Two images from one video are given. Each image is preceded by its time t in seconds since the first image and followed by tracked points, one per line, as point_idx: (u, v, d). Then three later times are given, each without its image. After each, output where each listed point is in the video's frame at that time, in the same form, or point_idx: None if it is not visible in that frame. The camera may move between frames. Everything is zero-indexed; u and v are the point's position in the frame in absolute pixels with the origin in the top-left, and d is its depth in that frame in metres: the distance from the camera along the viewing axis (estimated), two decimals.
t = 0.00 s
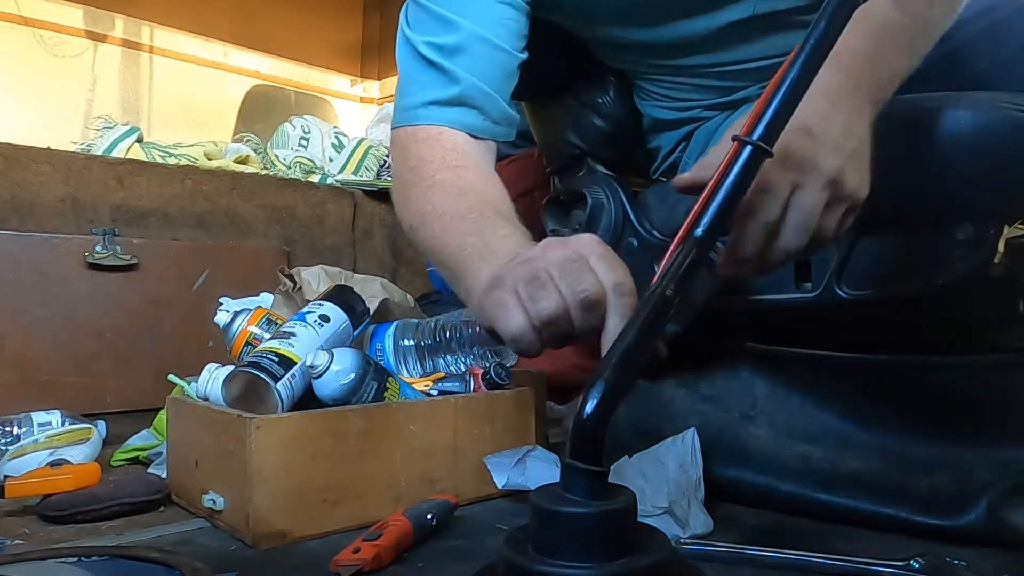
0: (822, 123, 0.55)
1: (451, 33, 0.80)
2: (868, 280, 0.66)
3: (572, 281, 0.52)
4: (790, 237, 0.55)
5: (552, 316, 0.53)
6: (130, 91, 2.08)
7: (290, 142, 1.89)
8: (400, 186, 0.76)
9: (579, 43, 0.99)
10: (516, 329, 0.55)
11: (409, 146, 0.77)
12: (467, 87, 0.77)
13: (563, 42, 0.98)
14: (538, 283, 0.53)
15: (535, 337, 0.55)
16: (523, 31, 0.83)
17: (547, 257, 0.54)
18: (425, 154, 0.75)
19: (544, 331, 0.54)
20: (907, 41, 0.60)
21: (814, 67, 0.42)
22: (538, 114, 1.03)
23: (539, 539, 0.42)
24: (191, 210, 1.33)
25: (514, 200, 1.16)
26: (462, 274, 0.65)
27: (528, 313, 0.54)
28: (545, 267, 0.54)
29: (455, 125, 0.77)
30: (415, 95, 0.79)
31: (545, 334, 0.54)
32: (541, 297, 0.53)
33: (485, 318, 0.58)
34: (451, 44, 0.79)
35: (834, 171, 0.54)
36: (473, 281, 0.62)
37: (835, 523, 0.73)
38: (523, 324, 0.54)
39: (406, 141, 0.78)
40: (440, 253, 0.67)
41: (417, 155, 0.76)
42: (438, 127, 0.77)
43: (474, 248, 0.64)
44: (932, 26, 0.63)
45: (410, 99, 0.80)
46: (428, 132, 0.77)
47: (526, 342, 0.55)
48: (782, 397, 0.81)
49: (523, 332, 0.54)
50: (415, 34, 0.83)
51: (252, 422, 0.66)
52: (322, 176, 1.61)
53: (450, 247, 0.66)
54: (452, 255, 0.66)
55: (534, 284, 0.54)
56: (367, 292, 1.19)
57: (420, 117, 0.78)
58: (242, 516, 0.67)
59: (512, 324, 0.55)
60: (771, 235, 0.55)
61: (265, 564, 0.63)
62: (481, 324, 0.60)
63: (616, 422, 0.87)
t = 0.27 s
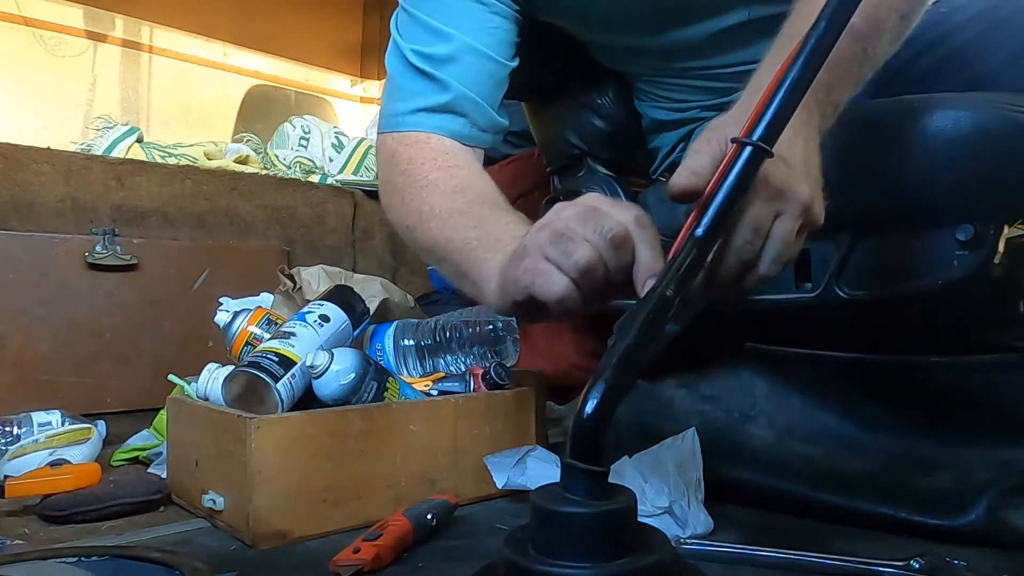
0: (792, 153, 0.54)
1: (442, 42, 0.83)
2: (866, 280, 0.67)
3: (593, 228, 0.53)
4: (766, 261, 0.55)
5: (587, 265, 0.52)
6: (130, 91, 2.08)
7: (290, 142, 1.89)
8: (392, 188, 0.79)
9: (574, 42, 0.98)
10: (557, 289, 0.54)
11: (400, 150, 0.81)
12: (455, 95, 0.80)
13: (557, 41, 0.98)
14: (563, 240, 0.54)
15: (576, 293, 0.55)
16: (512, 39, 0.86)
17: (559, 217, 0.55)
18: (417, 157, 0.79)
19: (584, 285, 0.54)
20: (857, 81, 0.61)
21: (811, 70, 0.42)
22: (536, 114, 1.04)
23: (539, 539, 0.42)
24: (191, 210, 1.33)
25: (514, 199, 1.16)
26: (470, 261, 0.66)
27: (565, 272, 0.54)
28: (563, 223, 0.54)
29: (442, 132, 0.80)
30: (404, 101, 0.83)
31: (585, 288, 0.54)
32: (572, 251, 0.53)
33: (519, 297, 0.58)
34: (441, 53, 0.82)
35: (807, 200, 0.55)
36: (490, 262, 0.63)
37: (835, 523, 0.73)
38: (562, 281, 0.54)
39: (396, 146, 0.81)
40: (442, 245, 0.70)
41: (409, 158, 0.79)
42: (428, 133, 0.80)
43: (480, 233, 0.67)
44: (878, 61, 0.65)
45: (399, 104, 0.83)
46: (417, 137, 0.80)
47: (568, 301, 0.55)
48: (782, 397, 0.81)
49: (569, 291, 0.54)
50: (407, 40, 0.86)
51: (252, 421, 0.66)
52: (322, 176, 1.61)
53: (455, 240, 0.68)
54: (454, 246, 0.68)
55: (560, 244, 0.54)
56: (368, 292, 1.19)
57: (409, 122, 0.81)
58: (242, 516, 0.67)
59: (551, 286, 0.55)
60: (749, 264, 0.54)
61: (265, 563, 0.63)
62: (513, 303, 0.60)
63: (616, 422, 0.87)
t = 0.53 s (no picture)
0: (785, 167, 0.54)
1: (447, 52, 0.84)
2: (866, 280, 0.67)
3: (607, 212, 0.52)
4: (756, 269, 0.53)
5: (607, 250, 0.51)
6: (130, 91, 2.08)
7: (290, 142, 1.89)
8: (402, 196, 0.79)
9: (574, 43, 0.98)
10: (576, 277, 0.53)
11: (407, 158, 0.81)
12: (462, 103, 0.81)
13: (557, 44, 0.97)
14: (578, 228, 0.53)
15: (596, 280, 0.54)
16: (514, 47, 0.87)
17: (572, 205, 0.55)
18: (424, 163, 0.79)
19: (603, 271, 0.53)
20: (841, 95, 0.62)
21: (811, 71, 0.42)
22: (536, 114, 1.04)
23: (539, 539, 0.42)
24: (191, 210, 1.33)
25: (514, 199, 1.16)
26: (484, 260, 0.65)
27: (585, 260, 0.53)
28: (575, 213, 0.53)
29: (450, 139, 0.81)
30: (409, 111, 0.83)
31: (606, 274, 0.53)
32: (590, 238, 0.52)
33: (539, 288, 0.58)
34: (446, 63, 0.83)
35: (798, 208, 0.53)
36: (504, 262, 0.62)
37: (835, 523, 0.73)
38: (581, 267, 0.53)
39: (403, 154, 0.81)
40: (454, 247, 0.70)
41: (416, 164, 0.79)
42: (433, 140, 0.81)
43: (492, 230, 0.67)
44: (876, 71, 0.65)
45: (404, 114, 0.83)
46: (424, 144, 0.81)
47: (589, 289, 0.54)
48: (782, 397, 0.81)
49: (589, 278, 0.53)
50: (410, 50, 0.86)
51: (252, 421, 0.66)
52: (322, 176, 1.60)
53: (463, 242, 0.68)
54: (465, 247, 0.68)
55: (574, 232, 0.53)
56: (368, 292, 1.18)
57: (415, 130, 0.82)
58: (242, 516, 0.67)
59: (568, 273, 0.54)
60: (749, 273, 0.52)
61: (265, 563, 0.63)
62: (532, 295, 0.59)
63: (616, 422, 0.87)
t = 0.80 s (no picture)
0: (809, 172, 0.54)
1: (450, 55, 0.85)
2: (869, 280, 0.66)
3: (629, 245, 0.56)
4: (781, 270, 0.52)
5: (627, 279, 0.55)
6: (130, 91, 2.08)
7: (290, 142, 1.89)
8: (409, 196, 0.81)
9: (574, 44, 0.98)
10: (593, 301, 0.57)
11: (412, 159, 0.82)
12: (465, 108, 0.83)
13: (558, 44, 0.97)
14: (602, 254, 0.57)
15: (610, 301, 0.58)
16: (516, 50, 0.88)
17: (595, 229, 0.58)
18: (429, 163, 0.81)
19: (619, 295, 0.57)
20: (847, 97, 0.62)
21: (810, 72, 0.42)
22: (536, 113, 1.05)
23: (539, 539, 0.42)
24: (191, 210, 1.33)
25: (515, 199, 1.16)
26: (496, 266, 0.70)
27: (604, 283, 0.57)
28: (598, 237, 0.57)
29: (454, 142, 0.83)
30: (412, 112, 0.85)
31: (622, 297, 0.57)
32: (613, 264, 0.56)
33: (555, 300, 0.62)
34: (449, 66, 0.84)
35: (820, 199, 0.52)
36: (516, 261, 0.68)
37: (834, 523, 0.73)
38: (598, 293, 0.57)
39: (409, 155, 0.83)
40: (466, 251, 0.73)
41: (422, 163, 0.81)
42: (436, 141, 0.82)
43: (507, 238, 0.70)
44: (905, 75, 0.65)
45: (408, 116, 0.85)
46: (429, 145, 0.83)
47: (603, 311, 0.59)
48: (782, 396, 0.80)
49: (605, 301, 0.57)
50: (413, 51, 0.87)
51: (252, 422, 0.66)
52: (322, 176, 1.60)
53: (473, 242, 0.72)
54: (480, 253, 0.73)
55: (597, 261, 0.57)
56: (368, 292, 1.18)
57: (419, 133, 0.83)
58: (242, 516, 0.67)
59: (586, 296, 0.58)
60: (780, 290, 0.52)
61: (265, 563, 0.63)
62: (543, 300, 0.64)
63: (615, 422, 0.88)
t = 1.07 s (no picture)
0: (822, 134, 0.49)
1: (464, 57, 0.86)
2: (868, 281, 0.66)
3: (630, 148, 0.50)
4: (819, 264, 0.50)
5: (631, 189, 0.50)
6: (130, 91, 2.08)
7: (290, 142, 1.89)
8: (419, 183, 0.82)
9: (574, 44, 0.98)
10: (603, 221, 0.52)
11: (428, 154, 0.83)
12: (480, 105, 0.83)
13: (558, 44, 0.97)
14: (602, 166, 0.51)
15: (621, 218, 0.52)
16: (530, 48, 0.89)
17: (589, 141, 0.52)
18: (437, 148, 0.82)
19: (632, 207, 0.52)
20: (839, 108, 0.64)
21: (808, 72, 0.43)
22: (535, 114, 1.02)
23: (539, 539, 0.42)
24: (191, 210, 1.33)
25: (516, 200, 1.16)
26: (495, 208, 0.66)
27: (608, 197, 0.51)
28: (593, 152, 0.52)
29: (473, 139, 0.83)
30: (430, 113, 0.86)
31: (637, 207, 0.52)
32: (615, 175, 0.50)
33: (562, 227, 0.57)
34: (463, 67, 0.86)
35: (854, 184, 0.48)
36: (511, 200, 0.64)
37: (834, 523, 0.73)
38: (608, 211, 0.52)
39: (421, 150, 0.84)
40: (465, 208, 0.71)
41: (431, 151, 0.82)
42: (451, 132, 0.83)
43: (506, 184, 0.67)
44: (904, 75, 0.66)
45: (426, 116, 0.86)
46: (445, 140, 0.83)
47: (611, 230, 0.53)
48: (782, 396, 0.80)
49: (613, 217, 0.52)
50: (428, 57, 0.89)
51: (252, 421, 0.66)
52: (322, 176, 1.60)
53: (474, 201, 0.70)
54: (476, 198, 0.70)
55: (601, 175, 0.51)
56: (368, 292, 1.18)
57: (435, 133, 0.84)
58: (242, 516, 0.67)
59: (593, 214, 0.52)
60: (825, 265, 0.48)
61: (266, 563, 0.63)
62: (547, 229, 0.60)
63: (616, 422, 0.88)
